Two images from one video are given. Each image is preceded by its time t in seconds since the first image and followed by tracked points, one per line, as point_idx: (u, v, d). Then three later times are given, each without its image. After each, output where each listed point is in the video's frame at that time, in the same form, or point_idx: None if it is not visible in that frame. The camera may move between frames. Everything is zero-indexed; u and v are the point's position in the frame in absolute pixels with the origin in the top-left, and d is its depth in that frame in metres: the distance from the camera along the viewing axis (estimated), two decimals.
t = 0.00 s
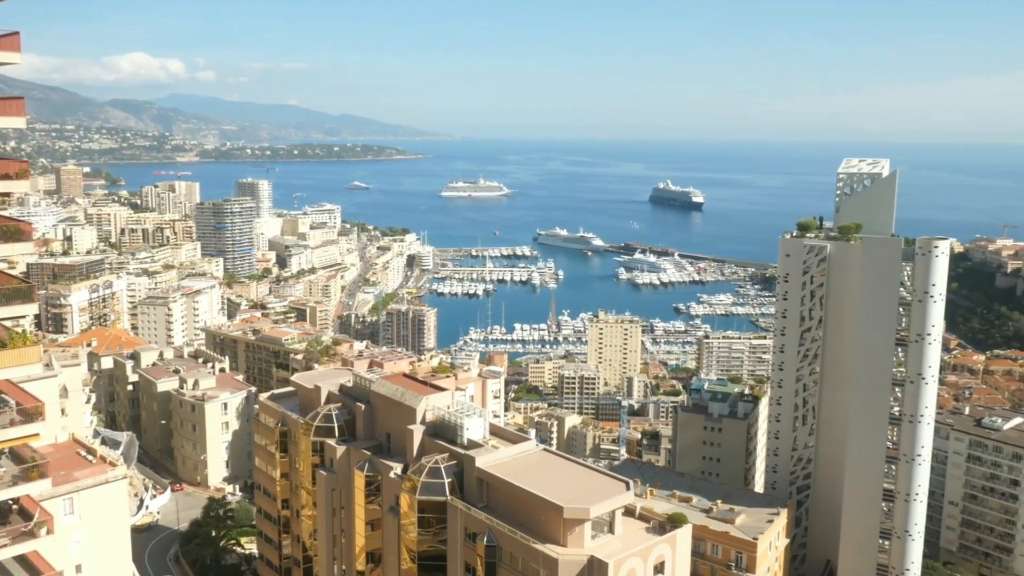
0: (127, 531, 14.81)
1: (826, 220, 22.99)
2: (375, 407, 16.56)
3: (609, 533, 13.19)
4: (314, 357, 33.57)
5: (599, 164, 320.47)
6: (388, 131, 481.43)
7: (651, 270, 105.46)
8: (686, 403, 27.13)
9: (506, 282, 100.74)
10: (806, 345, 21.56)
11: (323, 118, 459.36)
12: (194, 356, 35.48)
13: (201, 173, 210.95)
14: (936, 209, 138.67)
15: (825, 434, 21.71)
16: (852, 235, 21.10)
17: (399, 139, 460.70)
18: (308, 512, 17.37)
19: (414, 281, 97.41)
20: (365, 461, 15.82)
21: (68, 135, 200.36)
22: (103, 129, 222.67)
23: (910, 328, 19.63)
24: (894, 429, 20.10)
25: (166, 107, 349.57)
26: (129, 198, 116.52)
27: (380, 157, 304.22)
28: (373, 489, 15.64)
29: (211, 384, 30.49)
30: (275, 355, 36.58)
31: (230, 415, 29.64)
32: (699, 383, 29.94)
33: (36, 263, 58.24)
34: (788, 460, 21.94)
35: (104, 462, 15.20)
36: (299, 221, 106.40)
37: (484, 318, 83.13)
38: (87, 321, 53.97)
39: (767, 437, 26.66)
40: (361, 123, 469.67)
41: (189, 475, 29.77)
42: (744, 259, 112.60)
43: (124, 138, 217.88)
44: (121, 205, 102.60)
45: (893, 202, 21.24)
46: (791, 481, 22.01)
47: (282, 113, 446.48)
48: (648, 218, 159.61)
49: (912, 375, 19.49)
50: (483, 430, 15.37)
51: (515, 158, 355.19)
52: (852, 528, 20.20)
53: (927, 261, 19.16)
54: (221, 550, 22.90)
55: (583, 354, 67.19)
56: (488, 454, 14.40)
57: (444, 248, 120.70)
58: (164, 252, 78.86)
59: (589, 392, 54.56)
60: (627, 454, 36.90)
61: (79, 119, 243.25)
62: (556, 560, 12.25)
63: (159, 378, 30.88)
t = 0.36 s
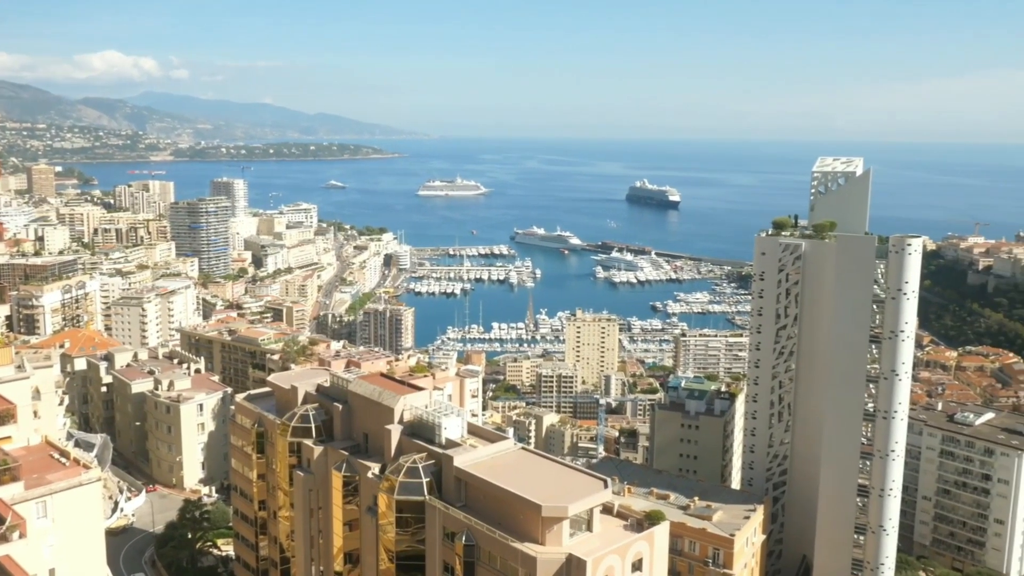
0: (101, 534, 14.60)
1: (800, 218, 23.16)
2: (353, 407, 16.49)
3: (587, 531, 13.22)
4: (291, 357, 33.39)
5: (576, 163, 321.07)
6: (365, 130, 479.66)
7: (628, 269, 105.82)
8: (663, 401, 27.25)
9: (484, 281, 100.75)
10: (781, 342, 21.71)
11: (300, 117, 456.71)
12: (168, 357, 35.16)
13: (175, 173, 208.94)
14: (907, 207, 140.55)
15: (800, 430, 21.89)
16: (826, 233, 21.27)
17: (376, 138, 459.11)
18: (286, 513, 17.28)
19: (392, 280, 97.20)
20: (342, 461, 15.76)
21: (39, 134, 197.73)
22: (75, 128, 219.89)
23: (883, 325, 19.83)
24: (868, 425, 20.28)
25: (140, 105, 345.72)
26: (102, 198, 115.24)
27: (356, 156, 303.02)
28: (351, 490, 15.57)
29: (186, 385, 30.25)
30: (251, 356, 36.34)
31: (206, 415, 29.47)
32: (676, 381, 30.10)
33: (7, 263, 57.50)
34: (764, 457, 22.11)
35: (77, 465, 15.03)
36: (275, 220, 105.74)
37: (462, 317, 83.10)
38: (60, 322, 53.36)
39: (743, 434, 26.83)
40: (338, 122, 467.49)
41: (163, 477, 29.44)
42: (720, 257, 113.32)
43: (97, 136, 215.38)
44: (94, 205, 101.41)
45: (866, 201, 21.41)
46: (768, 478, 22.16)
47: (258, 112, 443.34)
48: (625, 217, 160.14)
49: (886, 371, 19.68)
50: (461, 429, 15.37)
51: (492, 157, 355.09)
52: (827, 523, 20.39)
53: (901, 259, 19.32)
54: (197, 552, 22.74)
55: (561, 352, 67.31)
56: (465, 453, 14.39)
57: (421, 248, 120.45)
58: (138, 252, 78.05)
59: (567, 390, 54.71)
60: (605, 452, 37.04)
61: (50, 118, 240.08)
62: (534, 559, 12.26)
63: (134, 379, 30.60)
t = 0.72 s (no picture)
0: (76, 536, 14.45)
1: (776, 216, 23.35)
2: (330, 406, 16.42)
3: (566, 528, 13.24)
4: (268, 357, 33.18)
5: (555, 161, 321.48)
6: (342, 128, 477.45)
7: (606, 267, 106.15)
8: (641, 398, 27.36)
9: (462, 280, 100.67)
10: (758, 339, 21.87)
11: (276, 115, 453.69)
12: (143, 357, 34.87)
13: (149, 171, 206.89)
14: (881, 205, 142.16)
15: (776, 426, 22.06)
16: (801, 231, 21.44)
17: (353, 136, 457.12)
18: (263, 513, 17.18)
19: (369, 279, 96.93)
20: (320, 462, 15.69)
21: (10, 133, 194.92)
22: (47, 126, 216.97)
23: (858, 321, 20.03)
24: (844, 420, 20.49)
25: (114, 103, 341.86)
26: (74, 197, 113.93)
27: (333, 154, 301.52)
28: (329, 489, 15.51)
29: (161, 386, 30.00)
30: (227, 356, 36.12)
31: (182, 416, 29.23)
32: (653, 378, 30.26)
33: None
34: (741, 453, 22.24)
35: (50, 467, 14.88)
36: (251, 219, 105.06)
37: (440, 315, 82.99)
38: (32, 323, 52.75)
39: (721, 430, 27.00)
40: (315, 119, 464.97)
41: (139, 479, 29.19)
42: (697, 255, 113.94)
43: (69, 134, 212.74)
44: (67, 204, 100.25)
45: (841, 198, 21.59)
46: (745, 474, 22.32)
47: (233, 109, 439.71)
48: (602, 215, 160.56)
49: (862, 367, 19.89)
50: (440, 427, 15.35)
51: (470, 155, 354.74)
52: (803, 517, 20.58)
53: (875, 256, 19.53)
54: (174, 554, 22.58)
55: (539, 350, 67.41)
56: (444, 451, 14.37)
57: (399, 246, 120.08)
58: (111, 252, 77.29)
59: (546, 388, 54.79)
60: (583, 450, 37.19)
61: (20, 117, 236.84)
62: (513, 556, 12.27)
63: (108, 380, 30.33)
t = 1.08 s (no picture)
0: (53, 538, 14.28)
1: (755, 213, 23.48)
2: (311, 406, 16.35)
3: (547, 525, 13.27)
4: (248, 356, 32.98)
5: (535, 158, 321.63)
6: (321, 125, 475.19)
7: (586, 264, 106.39)
8: (622, 394, 27.44)
9: (442, 277, 100.53)
10: (738, 335, 21.98)
11: (255, 112, 450.68)
12: (121, 356, 34.56)
13: (126, 169, 204.73)
14: (858, 202, 143.75)
15: (756, 421, 22.20)
16: (781, 227, 21.58)
17: (333, 134, 454.93)
18: (243, 513, 17.08)
19: (349, 277, 96.60)
20: (300, 461, 15.62)
21: None
22: (21, 123, 214.11)
23: (836, 317, 20.19)
24: (822, 415, 20.64)
25: (90, 100, 338.10)
26: (50, 194, 112.57)
27: (312, 152, 300.34)
28: (310, 488, 15.44)
29: (140, 385, 29.76)
30: (207, 355, 35.90)
31: (161, 416, 29.01)
32: (634, 374, 30.34)
33: None
34: (721, 448, 22.38)
35: (27, 467, 14.71)
36: (230, 217, 104.29)
37: (421, 313, 82.84)
38: (7, 322, 52.10)
39: (701, 426, 27.13)
40: (294, 117, 462.44)
41: (118, 479, 28.95)
42: (677, 252, 114.47)
43: (44, 132, 210.11)
44: (41, 202, 98.98)
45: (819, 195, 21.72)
46: (725, 469, 22.46)
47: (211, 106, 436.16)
48: (583, 212, 160.84)
49: (840, 362, 20.06)
50: (421, 425, 15.33)
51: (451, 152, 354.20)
52: (783, 512, 20.75)
53: (852, 252, 19.69)
54: (153, 554, 22.43)
55: (521, 347, 67.44)
56: (426, 449, 14.34)
57: (379, 244, 119.69)
58: (88, 250, 76.48)
59: (527, 385, 54.84)
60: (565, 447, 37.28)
61: None
62: (494, 553, 12.29)
63: (86, 380, 30.04)
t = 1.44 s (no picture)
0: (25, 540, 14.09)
1: (731, 209, 23.63)
2: (288, 403, 16.26)
3: (525, 520, 13.31)
4: (224, 353, 32.73)
5: (512, 154, 321.58)
6: (297, 121, 471.91)
7: (563, 259, 106.61)
8: (600, 389, 27.56)
9: (419, 273, 100.29)
10: (714, 330, 22.11)
11: (230, 107, 446.61)
12: (95, 355, 34.20)
13: (98, 165, 202.01)
14: (832, 197, 145.26)
15: (732, 416, 22.37)
16: (756, 222, 21.73)
17: (308, 129, 452.00)
18: (220, 511, 16.97)
19: (325, 274, 96.15)
20: (277, 458, 15.54)
21: None
22: None
23: (811, 311, 20.35)
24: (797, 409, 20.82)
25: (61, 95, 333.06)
26: (19, 191, 110.84)
27: (287, 148, 298.59)
28: (287, 486, 15.36)
29: (113, 384, 29.47)
30: (182, 353, 35.61)
31: (135, 415, 28.74)
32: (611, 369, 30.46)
33: None
34: (698, 442, 22.53)
35: None
36: (204, 213, 103.33)
37: (398, 309, 82.63)
38: None
39: (678, 420, 27.27)
40: (269, 112, 458.71)
41: (91, 479, 28.64)
42: (653, 247, 115.02)
43: (13, 128, 206.61)
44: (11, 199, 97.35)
45: (793, 190, 21.89)
46: (701, 463, 22.61)
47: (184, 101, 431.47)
48: (559, 208, 161.07)
49: (814, 356, 20.22)
50: (398, 421, 15.29)
51: (427, 148, 353.16)
52: (759, 505, 20.91)
53: (827, 247, 19.85)
54: (128, 554, 22.25)
55: (498, 343, 67.44)
56: (404, 446, 14.29)
57: (355, 240, 119.14)
58: (60, 248, 75.45)
59: (504, 380, 54.89)
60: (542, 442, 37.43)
61: None
62: (472, 548, 12.28)
63: (58, 379, 29.69)
